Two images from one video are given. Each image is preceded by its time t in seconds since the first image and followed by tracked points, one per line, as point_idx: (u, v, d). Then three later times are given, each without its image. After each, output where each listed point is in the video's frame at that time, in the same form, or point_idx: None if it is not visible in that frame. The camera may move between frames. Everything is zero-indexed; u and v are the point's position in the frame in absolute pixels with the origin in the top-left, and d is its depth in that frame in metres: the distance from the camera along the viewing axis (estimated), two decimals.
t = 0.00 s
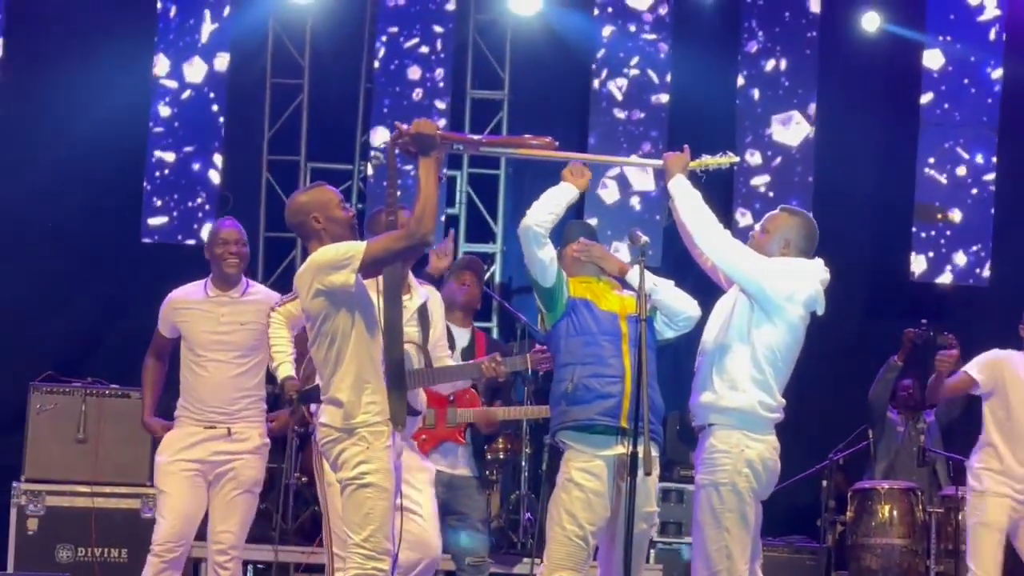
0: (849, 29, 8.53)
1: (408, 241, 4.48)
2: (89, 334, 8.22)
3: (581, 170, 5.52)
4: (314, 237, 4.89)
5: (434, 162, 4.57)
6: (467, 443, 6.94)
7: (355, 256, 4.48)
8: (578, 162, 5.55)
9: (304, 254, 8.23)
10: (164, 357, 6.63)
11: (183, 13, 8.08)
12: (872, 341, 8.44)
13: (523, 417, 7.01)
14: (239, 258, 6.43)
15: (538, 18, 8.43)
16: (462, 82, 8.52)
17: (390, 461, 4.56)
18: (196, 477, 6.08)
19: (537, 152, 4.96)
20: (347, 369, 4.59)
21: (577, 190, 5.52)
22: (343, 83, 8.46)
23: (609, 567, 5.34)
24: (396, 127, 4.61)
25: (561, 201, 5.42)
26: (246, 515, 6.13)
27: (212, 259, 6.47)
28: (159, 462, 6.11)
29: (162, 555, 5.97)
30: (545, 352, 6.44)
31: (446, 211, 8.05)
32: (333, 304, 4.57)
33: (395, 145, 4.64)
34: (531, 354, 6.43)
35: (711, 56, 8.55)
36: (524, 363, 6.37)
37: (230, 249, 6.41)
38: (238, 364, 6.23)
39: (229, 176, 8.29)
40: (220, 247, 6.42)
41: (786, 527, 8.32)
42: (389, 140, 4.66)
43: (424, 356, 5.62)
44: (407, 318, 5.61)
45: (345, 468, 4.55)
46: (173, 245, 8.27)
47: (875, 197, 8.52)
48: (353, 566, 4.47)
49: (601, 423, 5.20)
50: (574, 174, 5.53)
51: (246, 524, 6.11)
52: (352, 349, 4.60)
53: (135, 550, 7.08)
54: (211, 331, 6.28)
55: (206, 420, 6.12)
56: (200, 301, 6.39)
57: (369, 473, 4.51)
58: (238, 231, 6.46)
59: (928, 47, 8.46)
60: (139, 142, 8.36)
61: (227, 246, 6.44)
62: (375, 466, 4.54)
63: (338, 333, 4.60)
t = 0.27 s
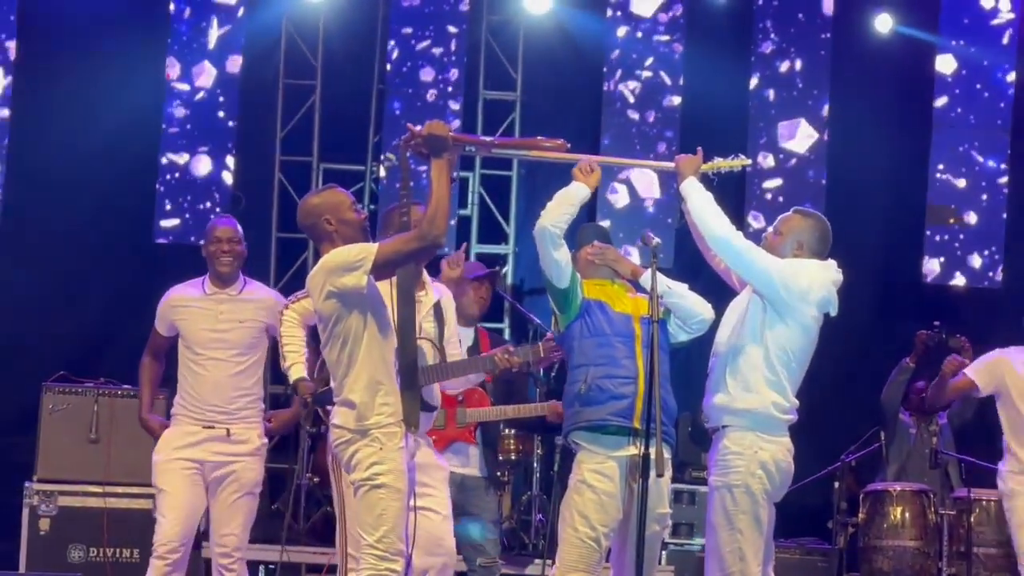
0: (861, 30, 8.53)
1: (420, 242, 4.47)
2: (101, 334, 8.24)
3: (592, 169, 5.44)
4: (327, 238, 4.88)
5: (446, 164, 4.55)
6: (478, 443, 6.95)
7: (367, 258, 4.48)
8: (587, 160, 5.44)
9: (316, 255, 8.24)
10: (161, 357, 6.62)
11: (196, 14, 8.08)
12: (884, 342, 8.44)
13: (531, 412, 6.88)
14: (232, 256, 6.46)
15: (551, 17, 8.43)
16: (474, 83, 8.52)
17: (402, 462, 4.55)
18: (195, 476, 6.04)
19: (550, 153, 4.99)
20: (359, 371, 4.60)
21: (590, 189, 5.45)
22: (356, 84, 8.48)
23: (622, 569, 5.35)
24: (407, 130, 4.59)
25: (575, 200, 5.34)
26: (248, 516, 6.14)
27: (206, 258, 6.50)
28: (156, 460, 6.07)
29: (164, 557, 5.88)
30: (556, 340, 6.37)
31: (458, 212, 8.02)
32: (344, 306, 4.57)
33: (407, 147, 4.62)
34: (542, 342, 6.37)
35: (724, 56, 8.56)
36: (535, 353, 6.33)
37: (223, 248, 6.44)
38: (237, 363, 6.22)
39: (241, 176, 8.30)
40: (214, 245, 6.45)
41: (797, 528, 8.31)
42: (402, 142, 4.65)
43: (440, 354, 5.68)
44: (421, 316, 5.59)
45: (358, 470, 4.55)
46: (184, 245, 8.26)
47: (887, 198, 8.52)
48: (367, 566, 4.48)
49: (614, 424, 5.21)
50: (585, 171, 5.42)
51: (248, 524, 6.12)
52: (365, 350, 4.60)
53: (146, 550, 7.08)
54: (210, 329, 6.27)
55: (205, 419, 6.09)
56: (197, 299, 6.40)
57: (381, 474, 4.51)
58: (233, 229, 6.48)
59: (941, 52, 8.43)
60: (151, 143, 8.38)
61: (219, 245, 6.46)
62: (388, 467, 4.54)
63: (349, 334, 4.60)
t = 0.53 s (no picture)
0: (867, 32, 8.54)
1: (427, 244, 4.48)
2: (107, 336, 8.24)
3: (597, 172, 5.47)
4: (334, 240, 4.89)
5: (453, 165, 4.57)
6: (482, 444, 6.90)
7: (373, 259, 4.48)
8: (594, 161, 5.48)
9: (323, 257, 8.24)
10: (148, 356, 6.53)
11: (204, 16, 8.11)
12: (891, 345, 8.42)
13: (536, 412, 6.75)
14: (220, 256, 6.38)
15: (557, 18, 8.45)
16: (481, 84, 8.52)
17: (407, 463, 4.56)
18: (188, 476, 5.96)
19: (555, 154, 5.06)
20: (365, 373, 4.59)
21: (598, 191, 5.47)
22: (362, 86, 8.46)
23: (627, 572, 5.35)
24: (416, 130, 4.64)
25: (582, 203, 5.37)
26: (244, 516, 6.06)
27: (194, 259, 6.42)
28: (148, 463, 5.97)
29: (163, 561, 5.78)
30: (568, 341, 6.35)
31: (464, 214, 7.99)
32: (351, 307, 4.58)
33: (414, 147, 4.64)
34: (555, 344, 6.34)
35: (731, 58, 8.55)
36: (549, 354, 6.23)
37: (211, 248, 6.36)
38: (227, 363, 6.13)
39: (248, 178, 8.31)
40: (201, 246, 6.36)
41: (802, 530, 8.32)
42: (409, 143, 4.68)
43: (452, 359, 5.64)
44: (435, 319, 5.65)
45: (363, 472, 4.56)
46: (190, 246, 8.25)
47: (894, 200, 8.50)
48: (371, 568, 4.50)
49: (620, 426, 5.21)
50: (592, 173, 5.49)
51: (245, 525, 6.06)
52: (370, 351, 4.61)
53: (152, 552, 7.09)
54: (199, 328, 6.18)
55: (195, 420, 6.00)
56: (185, 300, 6.31)
57: (386, 477, 4.52)
58: (221, 229, 6.39)
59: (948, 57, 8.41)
60: (157, 146, 8.37)
61: (207, 246, 6.38)
62: (392, 469, 4.55)
63: (356, 336, 4.60)
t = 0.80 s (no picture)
0: (872, 31, 8.52)
1: (430, 243, 4.48)
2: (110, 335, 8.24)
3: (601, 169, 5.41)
4: (338, 240, 4.89)
5: (456, 164, 4.57)
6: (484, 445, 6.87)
7: (378, 259, 4.48)
8: (594, 163, 5.46)
9: (327, 256, 8.24)
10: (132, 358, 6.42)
11: (209, 16, 8.12)
12: (895, 344, 8.41)
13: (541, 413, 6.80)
14: (203, 250, 6.31)
15: (560, 18, 8.45)
16: (484, 84, 8.52)
17: (412, 463, 4.57)
18: (178, 474, 5.95)
19: (560, 154, 5.05)
20: (370, 372, 4.60)
21: (597, 190, 5.41)
22: (365, 86, 8.47)
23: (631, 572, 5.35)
24: (419, 130, 4.63)
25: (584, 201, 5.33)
26: (233, 509, 6.02)
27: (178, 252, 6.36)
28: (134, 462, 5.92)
29: (160, 562, 5.81)
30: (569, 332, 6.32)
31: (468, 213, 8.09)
32: (356, 307, 4.57)
33: (418, 147, 4.64)
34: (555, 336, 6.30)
35: (734, 57, 8.55)
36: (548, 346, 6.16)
37: (194, 241, 6.29)
38: (213, 357, 6.12)
39: (252, 178, 8.31)
40: (185, 239, 6.30)
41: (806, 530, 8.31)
42: (413, 142, 4.68)
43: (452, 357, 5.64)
44: (437, 317, 5.64)
45: (368, 471, 4.56)
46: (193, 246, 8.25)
47: (898, 199, 8.49)
48: (377, 568, 4.50)
49: (623, 425, 5.21)
50: (592, 173, 5.44)
51: (237, 518, 6.05)
52: (375, 351, 4.60)
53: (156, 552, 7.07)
54: (185, 321, 6.15)
55: (180, 414, 5.98)
56: (169, 294, 6.26)
57: (391, 476, 4.52)
58: (204, 222, 6.32)
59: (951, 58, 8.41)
60: (160, 146, 8.37)
61: (191, 239, 6.32)
62: (398, 469, 4.55)
63: (361, 335, 4.60)
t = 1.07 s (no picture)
0: (867, 28, 8.51)
1: (425, 242, 4.49)
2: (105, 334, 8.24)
3: (597, 167, 5.42)
4: (334, 239, 4.89)
5: (450, 163, 4.56)
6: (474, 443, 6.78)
7: (372, 258, 4.48)
8: (590, 159, 5.40)
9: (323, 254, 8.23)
10: (115, 363, 6.36)
11: (203, 15, 8.11)
12: (891, 342, 8.41)
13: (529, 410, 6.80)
14: (187, 245, 6.27)
15: (555, 15, 8.44)
16: (480, 81, 8.51)
17: (407, 462, 4.57)
18: (163, 473, 5.96)
19: (555, 151, 5.06)
20: (365, 371, 4.59)
21: (593, 189, 5.41)
22: (360, 84, 8.46)
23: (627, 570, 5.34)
24: (413, 127, 4.63)
25: (579, 200, 5.31)
26: (219, 504, 6.00)
27: (160, 247, 6.30)
28: (118, 461, 5.95)
29: (150, 560, 5.85)
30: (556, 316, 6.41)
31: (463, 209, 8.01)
32: (350, 306, 4.57)
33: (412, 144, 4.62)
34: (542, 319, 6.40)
35: (729, 54, 8.56)
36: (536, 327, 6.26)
37: (178, 237, 6.25)
38: (198, 353, 6.12)
39: (247, 178, 8.35)
40: (168, 234, 6.25)
41: (802, 528, 8.31)
42: (407, 139, 4.65)
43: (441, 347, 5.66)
44: (429, 315, 5.70)
45: (364, 470, 4.56)
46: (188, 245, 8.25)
47: (893, 197, 8.49)
48: (372, 567, 4.50)
49: (618, 423, 5.21)
50: (589, 172, 5.42)
51: (225, 512, 6.02)
52: (370, 349, 4.60)
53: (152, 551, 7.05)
54: (168, 318, 6.13)
55: (162, 411, 6.00)
56: (150, 292, 6.21)
57: (386, 475, 4.52)
58: (188, 217, 6.28)
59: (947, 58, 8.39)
60: (156, 145, 8.38)
61: (174, 234, 6.27)
62: (392, 467, 4.55)
63: (356, 334, 4.60)
